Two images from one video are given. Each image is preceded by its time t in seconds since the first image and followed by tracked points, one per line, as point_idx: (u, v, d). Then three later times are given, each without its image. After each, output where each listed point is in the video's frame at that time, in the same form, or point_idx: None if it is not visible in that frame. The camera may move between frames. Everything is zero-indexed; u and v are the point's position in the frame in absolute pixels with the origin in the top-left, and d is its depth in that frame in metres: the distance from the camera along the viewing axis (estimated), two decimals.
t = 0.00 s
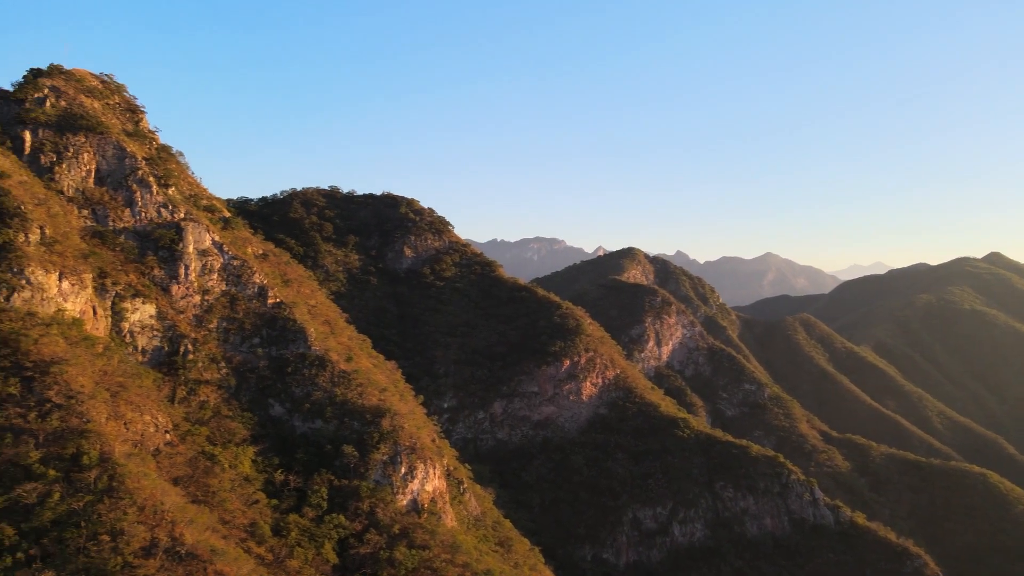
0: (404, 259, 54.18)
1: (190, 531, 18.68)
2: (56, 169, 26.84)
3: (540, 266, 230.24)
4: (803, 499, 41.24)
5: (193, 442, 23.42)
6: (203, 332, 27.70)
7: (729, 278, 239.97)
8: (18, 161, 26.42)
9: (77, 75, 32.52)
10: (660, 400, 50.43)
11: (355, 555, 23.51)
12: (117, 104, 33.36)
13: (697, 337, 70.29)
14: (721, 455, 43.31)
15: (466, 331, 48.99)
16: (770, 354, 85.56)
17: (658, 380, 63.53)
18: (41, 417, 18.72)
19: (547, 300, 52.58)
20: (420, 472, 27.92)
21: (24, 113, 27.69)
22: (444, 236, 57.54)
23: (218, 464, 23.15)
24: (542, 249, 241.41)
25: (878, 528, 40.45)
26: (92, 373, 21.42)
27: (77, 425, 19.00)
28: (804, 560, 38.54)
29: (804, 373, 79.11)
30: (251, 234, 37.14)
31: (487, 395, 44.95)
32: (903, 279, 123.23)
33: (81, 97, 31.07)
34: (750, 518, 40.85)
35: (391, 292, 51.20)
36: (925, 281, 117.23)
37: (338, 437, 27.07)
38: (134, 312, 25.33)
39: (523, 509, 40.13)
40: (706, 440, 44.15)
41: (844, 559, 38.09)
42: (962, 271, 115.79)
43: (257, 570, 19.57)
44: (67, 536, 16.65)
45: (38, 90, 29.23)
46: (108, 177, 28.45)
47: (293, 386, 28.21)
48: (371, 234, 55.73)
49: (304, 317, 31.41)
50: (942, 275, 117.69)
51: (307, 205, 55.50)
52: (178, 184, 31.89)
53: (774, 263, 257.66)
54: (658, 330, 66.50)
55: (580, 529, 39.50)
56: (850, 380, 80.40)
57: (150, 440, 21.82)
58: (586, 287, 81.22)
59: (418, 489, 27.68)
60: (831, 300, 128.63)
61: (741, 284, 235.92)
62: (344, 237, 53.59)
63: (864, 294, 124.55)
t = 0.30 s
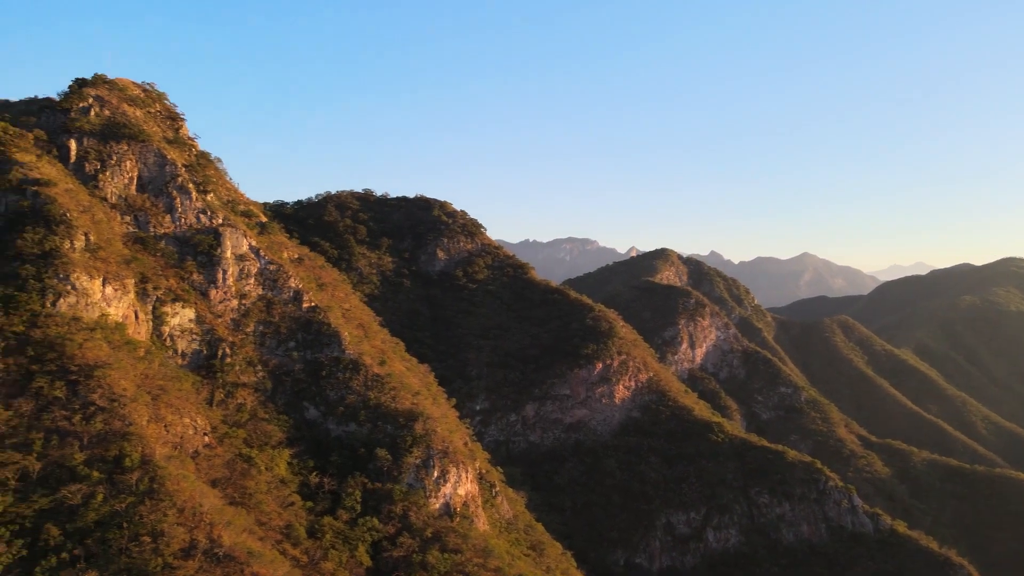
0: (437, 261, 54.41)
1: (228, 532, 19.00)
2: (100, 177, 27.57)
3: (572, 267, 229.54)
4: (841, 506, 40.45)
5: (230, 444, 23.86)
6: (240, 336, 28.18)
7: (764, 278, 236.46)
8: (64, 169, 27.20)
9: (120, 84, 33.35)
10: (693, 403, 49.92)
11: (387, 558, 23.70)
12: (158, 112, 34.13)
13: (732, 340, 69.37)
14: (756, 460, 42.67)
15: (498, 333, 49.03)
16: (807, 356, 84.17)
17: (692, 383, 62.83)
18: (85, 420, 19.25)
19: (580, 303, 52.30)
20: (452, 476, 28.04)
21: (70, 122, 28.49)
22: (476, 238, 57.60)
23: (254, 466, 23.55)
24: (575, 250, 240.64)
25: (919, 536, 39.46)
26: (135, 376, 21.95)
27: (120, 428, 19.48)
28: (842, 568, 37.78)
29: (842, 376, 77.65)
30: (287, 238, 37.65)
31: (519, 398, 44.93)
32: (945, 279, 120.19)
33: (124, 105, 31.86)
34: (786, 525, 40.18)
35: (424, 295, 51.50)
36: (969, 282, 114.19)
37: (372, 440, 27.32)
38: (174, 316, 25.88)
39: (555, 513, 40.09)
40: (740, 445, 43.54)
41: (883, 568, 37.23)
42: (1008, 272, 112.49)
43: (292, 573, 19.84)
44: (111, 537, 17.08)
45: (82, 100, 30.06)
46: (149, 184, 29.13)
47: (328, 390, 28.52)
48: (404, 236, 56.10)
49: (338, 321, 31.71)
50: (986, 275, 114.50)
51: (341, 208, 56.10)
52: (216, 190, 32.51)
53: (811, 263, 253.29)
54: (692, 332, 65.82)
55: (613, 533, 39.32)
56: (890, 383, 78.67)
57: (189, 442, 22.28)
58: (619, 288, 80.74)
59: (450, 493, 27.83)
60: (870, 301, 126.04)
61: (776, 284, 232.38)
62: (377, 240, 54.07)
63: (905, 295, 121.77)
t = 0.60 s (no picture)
0: (469, 264, 54.53)
1: (264, 535, 19.31)
2: (142, 185, 28.25)
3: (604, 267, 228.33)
4: (880, 514, 39.58)
5: (267, 447, 24.27)
6: (276, 340, 28.61)
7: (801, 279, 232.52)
8: (107, 177, 27.91)
9: (161, 93, 34.13)
10: (728, 407, 49.29)
11: (421, 561, 23.85)
12: (197, 120, 34.86)
13: (767, 342, 68.29)
14: (792, 466, 41.94)
15: (531, 336, 48.98)
16: (845, 359, 82.54)
17: (727, 386, 61.97)
18: (127, 423, 19.69)
19: (612, 305, 51.88)
20: (484, 480, 28.08)
21: (113, 131, 29.22)
22: (509, 241, 57.58)
23: (290, 469, 23.90)
24: (607, 250, 239.38)
25: (963, 545, 38.41)
26: (174, 380, 22.41)
27: (160, 431, 19.89)
28: None
29: (882, 380, 75.96)
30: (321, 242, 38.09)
31: (551, 401, 44.82)
32: (989, 280, 116.92)
33: (164, 114, 32.58)
34: (823, 532, 39.45)
35: (456, 297, 51.69)
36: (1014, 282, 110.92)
37: (404, 444, 27.50)
38: (213, 321, 26.40)
39: (587, 517, 39.98)
40: (776, 450, 42.78)
41: None
42: None
43: None
44: (151, 538, 17.46)
45: (125, 109, 30.82)
46: (189, 191, 29.75)
47: (361, 393, 28.80)
48: (437, 239, 56.37)
49: (372, 325, 31.97)
50: None
51: (375, 211, 56.63)
52: (253, 196, 33.07)
53: (849, 263, 248.42)
54: (726, 334, 64.99)
55: (646, 538, 39.02)
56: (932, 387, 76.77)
57: (226, 445, 22.67)
58: (651, 290, 80.12)
59: (483, 497, 27.88)
60: (912, 303, 123.00)
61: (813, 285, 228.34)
62: (410, 242, 54.47)
63: (947, 296, 118.72)
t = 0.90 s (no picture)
0: (502, 266, 54.48)
1: (299, 538, 19.57)
2: (181, 191, 28.86)
3: (636, 267, 226.59)
4: (922, 523, 38.46)
5: (302, 450, 24.62)
6: (311, 344, 28.97)
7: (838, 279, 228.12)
8: (149, 184, 28.56)
9: (199, 101, 34.80)
10: (763, 411, 48.56)
11: (453, 565, 23.97)
12: (235, 126, 35.47)
13: (804, 345, 67.02)
14: (830, 471, 41.11)
15: (563, 338, 48.79)
16: (885, 361, 80.80)
17: (762, 389, 61.02)
18: (167, 426, 20.11)
19: (646, 307, 51.27)
20: (516, 485, 28.06)
21: (154, 139, 29.87)
22: (541, 243, 57.43)
23: (324, 472, 24.23)
24: (640, 250, 237.48)
25: (1009, 556, 37.22)
26: (213, 384, 22.85)
27: (199, 434, 20.26)
28: None
29: (923, 383, 74.15)
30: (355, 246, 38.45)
31: (584, 404, 44.62)
32: None
33: (203, 121, 33.23)
34: (863, 540, 38.56)
35: (488, 299, 51.75)
36: None
37: (437, 447, 27.64)
38: (249, 325, 26.85)
39: (620, 521, 39.84)
40: (813, 456, 42.01)
41: None
42: None
43: None
44: (190, 540, 17.82)
45: (165, 117, 31.49)
46: (227, 197, 30.31)
47: (395, 397, 29.01)
48: (469, 241, 56.48)
49: (405, 329, 32.13)
50: None
51: (408, 214, 57.03)
52: (289, 202, 33.54)
53: (888, 263, 243.08)
54: (762, 336, 64.00)
55: (679, 543, 38.70)
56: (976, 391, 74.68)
57: (263, 448, 23.04)
58: (685, 292, 79.30)
59: (515, 502, 27.88)
60: (955, 305, 119.62)
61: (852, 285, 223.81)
62: (443, 245, 54.74)
63: (991, 297, 115.43)
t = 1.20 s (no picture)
0: (534, 269, 54.38)
1: (333, 542, 19.78)
2: (219, 198, 29.42)
3: (669, 268, 224.46)
4: (965, 532, 37.62)
5: (336, 453, 24.92)
6: (345, 348, 29.28)
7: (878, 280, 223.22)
8: (188, 191, 29.18)
9: (237, 108, 35.43)
10: (800, 415, 47.72)
11: (486, 569, 24.04)
12: (271, 133, 36.05)
13: (842, 348, 65.63)
14: (869, 478, 40.24)
15: (595, 341, 48.40)
16: (926, 364, 78.89)
17: (798, 393, 59.99)
18: (206, 429, 20.51)
19: (679, 310, 50.48)
20: (549, 490, 27.98)
21: (193, 147, 30.50)
22: (573, 245, 57.18)
23: (358, 476, 24.49)
24: (673, 250, 235.35)
25: None
26: (250, 388, 23.25)
27: (236, 438, 20.64)
28: None
29: (967, 387, 72.21)
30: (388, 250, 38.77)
31: (616, 407, 44.34)
32: None
33: (240, 128, 33.84)
34: (904, 549, 37.62)
35: (521, 302, 51.73)
36: None
37: (469, 452, 27.72)
38: (285, 329, 27.25)
39: (653, 526, 39.56)
40: (852, 462, 41.16)
41: None
42: None
43: None
44: (228, 542, 18.17)
45: (204, 125, 32.15)
46: (263, 203, 30.81)
47: (427, 401, 29.18)
48: (502, 244, 56.51)
49: (437, 333, 32.26)
50: None
51: (441, 217, 57.33)
52: (324, 207, 33.95)
53: (930, 263, 237.17)
54: (798, 339, 62.91)
55: (713, 549, 38.23)
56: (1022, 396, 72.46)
57: (298, 451, 23.36)
58: (719, 293, 78.34)
59: (547, 507, 27.79)
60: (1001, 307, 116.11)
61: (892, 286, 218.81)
62: (475, 248, 54.89)
63: None
